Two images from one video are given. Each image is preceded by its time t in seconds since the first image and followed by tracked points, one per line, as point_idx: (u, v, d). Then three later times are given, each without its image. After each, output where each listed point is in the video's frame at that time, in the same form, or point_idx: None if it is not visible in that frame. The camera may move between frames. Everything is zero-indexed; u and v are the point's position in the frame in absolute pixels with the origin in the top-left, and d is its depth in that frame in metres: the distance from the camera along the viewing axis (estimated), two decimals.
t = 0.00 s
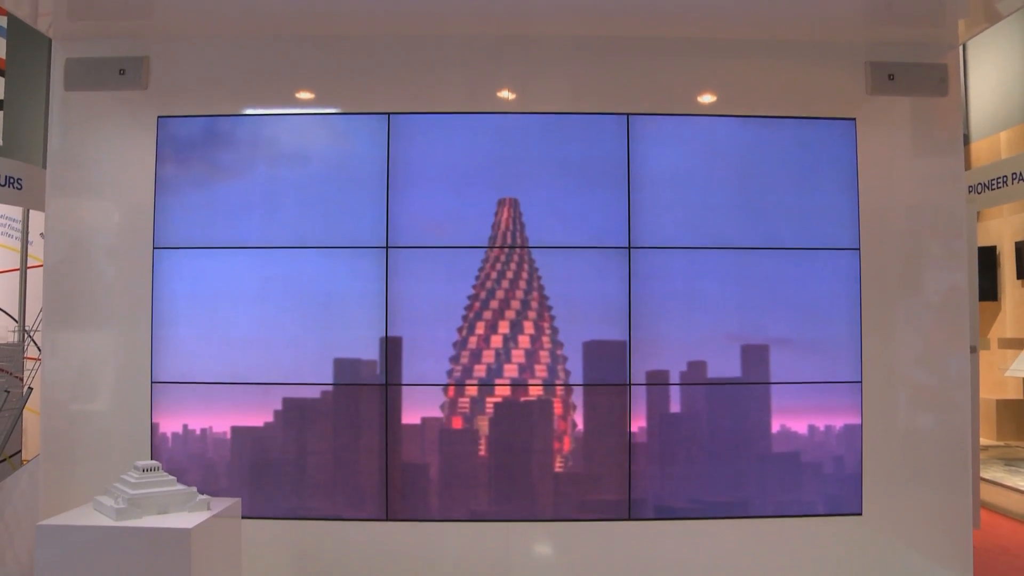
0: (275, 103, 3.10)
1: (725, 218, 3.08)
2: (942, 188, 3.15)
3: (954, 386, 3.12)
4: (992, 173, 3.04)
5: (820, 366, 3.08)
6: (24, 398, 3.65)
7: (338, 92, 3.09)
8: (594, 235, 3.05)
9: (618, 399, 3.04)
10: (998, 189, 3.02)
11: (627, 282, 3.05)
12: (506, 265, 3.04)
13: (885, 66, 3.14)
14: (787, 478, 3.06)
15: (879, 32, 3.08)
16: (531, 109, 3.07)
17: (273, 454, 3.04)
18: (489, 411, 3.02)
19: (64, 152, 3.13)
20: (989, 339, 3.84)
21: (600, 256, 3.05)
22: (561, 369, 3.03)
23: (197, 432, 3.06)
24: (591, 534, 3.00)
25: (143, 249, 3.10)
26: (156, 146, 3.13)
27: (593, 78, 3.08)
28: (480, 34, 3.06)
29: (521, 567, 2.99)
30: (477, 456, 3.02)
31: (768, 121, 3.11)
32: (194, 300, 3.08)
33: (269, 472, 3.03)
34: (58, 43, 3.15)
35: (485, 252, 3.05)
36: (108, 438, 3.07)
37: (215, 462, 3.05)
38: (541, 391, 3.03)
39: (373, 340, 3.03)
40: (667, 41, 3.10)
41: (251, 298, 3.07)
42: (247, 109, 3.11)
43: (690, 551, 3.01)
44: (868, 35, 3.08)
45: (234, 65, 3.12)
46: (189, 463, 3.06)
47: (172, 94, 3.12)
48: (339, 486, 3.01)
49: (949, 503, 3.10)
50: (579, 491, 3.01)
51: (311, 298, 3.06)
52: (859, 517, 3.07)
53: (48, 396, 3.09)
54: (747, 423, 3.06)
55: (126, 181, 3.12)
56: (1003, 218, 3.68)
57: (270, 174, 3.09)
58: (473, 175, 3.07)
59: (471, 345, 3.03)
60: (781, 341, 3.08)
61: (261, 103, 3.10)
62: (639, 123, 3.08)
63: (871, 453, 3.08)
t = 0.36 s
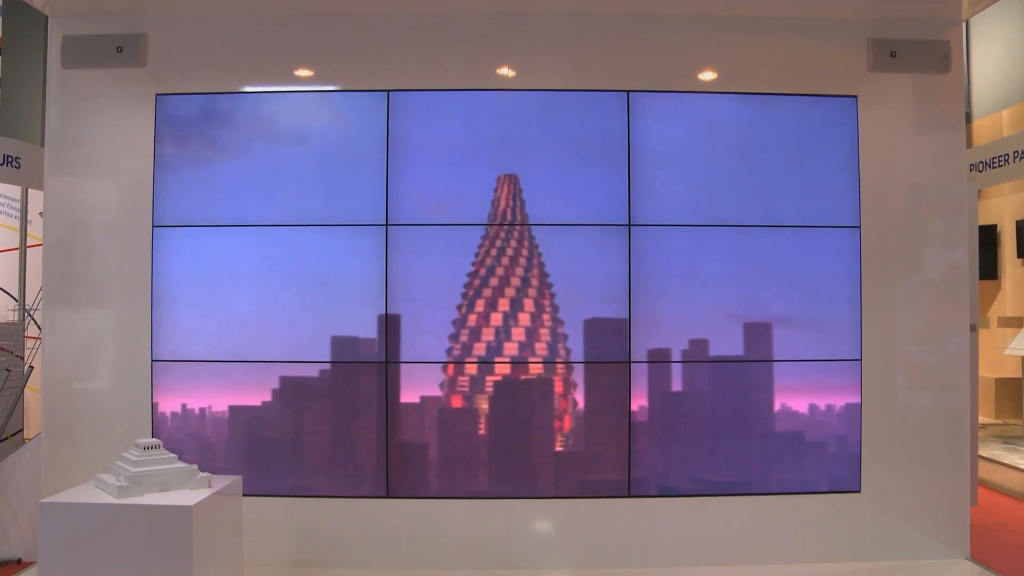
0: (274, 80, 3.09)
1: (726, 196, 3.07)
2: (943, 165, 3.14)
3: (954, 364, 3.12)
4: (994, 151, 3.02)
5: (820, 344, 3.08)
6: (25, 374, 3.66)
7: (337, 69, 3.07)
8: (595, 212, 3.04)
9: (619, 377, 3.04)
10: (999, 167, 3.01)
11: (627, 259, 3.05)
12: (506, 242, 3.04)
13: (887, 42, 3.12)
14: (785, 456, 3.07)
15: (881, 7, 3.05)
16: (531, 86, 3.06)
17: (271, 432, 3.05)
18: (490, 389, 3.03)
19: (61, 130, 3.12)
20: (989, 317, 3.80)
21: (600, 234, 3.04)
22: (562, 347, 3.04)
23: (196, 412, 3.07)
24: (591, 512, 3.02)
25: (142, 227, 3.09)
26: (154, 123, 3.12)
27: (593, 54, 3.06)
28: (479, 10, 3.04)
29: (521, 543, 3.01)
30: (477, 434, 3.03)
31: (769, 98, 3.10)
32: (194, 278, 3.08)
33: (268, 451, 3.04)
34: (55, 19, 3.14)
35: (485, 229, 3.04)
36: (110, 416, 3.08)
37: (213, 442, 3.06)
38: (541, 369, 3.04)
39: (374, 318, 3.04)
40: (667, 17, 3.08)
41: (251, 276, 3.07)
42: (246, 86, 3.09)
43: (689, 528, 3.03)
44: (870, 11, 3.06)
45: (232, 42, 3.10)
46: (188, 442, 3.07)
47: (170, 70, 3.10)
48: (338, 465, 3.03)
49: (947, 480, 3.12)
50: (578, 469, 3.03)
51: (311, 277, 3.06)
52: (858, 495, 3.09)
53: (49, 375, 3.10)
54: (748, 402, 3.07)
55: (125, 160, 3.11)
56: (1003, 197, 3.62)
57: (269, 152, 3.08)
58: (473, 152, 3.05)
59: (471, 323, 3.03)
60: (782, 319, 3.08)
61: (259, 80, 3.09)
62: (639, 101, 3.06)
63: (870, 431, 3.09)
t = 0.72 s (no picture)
0: (273, 64, 3.07)
1: (726, 181, 3.07)
2: (944, 150, 3.14)
3: (954, 349, 3.13)
4: (996, 136, 3.05)
5: (820, 328, 3.08)
6: (26, 360, 3.63)
7: (336, 53, 3.06)
8: (595, 197, 3.04)
9: (619, 362, 3.05)
10: (1000, 152, 3.04)
11: (628, 244, 3.04)
12: (505, 227, 3.04)
13: (889, 26, 3.11)
14: (785, 441, 3.08)
15: None
16: (531, 70, 3.05)
17: (270, 418, 3.05)
18: (490, 374, 3.03)
19: (59, 115, 3.11)
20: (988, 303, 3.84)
21: (600, 219, 3.04)
22: (562, 332, 3.04)
23: (195, 398, 3.07)
24: (591, 497, 3.02)
25: (141, 212, 3.09)
26: (152, 108, 3.11)
27: (593, 38, 3.05)
28: None
29: (522, 528, 3.02)
30: (477, 420, 3.03)
31: (769, 83, 3.08)
32: (193, 263, 3.08)
33: (268, 437, 3.05)
34: (52, 4, 3.12)
35: (485, 214, 3.04)
36: (110, 401, 3.09)
37: (211, 428, 3.07)
38: (542, 354, 3.04)
39: (374, 303, 3.04)
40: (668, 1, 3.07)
41: (251, 261, 3.07)
42: (244, 70, 3.08)
43: (689, 512, 3.04)
44: None
45: (231, 26, 3.09)
46: (187, 428, 3.08)
47: (169, 55, 3.09)
48: (337, 451, 3.03)
49: (946, 465, 3.13)
50: (578, 454, 3.03)
51: (311, 262, 3.05)
52: (857, 479, 3.09)
53: (49, 360, 3.10)
54: (749, 387, 3.08)
55: (124, 145, 3.10)
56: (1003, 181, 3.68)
57: (269, 136, 3.07)
58: (473, 137, 3.05)
59: (471, 308, 3.03)
60: (782, 304, 3.08)
61: (258, 64, 3.08)
62: (639, 85, 3.05)
63: (870, 416, 3.10)
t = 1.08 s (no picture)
0: (273, 58, 3.07)
1: (726, 176, 3.06)
2: (945, 145, 3.13)
3: (954, 344, 3.13)
4: (998, 132, 3.06)
5: (820, 324, 3.08)
6: (26, 355, 3.64)
7: (336, 48, 3.06)
8: (595, 192, 3.04)
9: (619, 358, 3.05)
10: (1001, 147, 3.06)
11: (628, 239, 3.04)
12: (505, 222, 3.03)
13: (889, 21, 3.10)
14: (785, 437, 3.08)
15: None
16: (532, 65, 3.04)
17: (269, 415, 3.05)
18: (489, 370, 3.03)
19: (58, 111, 3.11)
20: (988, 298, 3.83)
21: (600, 214, 3.04)
22: (562, 328, 3.04)
23: (193, 395, 3.07)
24: (591, 493, 3.03)
25: (141, 208, 3.09)
26: (152, 104, 3.11)
27: (593, 33, 3.04)
28: None
29: (522, 524, 3.02)
30: (476, 417, 3.03)
31: (769, 78, 3.08)
32: (193, 258, 3.08)
33: (267, 433, 3.05)
34: None
35: (485, 209, 3.04)
36: (110, 397, 3.09)
37: (209, 425, 3.07)
38: (542, 349, 3.04)
39: (374, 299, 3.04)
40: None
41: (251, 256, 3.07)
42: (244, 66, 3.08)
43: (689, 509, 3.04)
44: None
45: (231, 21, 3.08)
46: (185, 426, 3.08)
47: (168, 50, 3.08)
48: (336, 448, 3.03)
49: (946, 460, 3.13)
50: (578, 451, 3.04)
51: (311, 257, 3.05)
52: (857, 474, 3.10)
53: (49, 356, 3.10)
54: (749, 383, 3.08)
55: (124, 140, 3.10)
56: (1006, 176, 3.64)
57: (268, 132, 3.06)
58: (473, 132, 3.04)
59: (471, 304, 3.03)
60: (782, 300, 3.08)
61: (258, 59, 3.07)
62: (639, 80, 3.05)
63: (870, 412, 3.10)
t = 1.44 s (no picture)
0: (273, 58, 3.07)
1: (726, 176, 3.06)
2: (945, 145, 3.13)
3: (954, 344, 3.13)
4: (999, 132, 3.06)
5: (820, 324, 3.08)
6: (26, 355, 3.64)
7: (336, 48, 3.06)
8: (595, 192, 3.04)
9: (619, 358, 3.05)
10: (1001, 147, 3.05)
11: (628, 239, 3.04)
12: (505, 222, 3.03)
13: (889, 21, 3.11)
14: (785, 438, 3.08)
15: None
16: (531, 65, 3.04)
17: (269, 416, 3.05)
18: (489, 370, 3.03)
19: (58, 111, 3.11)
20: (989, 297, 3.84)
21: (600, 214, 3.04)
22: (563, 328, 3.04)
23: (192, 396, 3.07)
24: (591, 494, 3.03)
25: (141, 208, 3.09)
26: (152, 104, 3.11)
27: (593, 33, 3.04)
28: None
29: (521, 524, 3.02)
30: (476, 418, 3.04)
31: (768, 77, 3.08)
32: (193, 258, 3.08)
33: (267, 434, 3.05)
34: None
35: (485, 209, 3.04)
36: (110, 397, 3.09)
37: (208, 425, 3.07)
38: (543, 349, 3.04)
39: (374, 299, 3.04)
40: None
41: (252, 256, 3.07)
42: (244, 65, 3.08)
43: (689, 509, 3.04)
44: None
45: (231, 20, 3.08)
46: (184, 426, 3.08)
47: (168, 49, 3.08)
48: (335, 448, 3.03)
49: (946, 460, 3.13)
50: (578, 451, 3.04)
51: (312, 257, 3.05)
52: (857, 474, 3.10)
53: (49, 356, 3.10)
54: (749, 383, 3.08)
55: (124, 140, 3.10)
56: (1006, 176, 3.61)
57: (269, 132, 3.06)
58: (473, 132, 3.04)
59: (471, 304, 3.03)
60: (782, 300, 3.08)
61: (258, 58, 3.07)
62: (639, 81, 3.05)
63: (869, 412, 3.10)
